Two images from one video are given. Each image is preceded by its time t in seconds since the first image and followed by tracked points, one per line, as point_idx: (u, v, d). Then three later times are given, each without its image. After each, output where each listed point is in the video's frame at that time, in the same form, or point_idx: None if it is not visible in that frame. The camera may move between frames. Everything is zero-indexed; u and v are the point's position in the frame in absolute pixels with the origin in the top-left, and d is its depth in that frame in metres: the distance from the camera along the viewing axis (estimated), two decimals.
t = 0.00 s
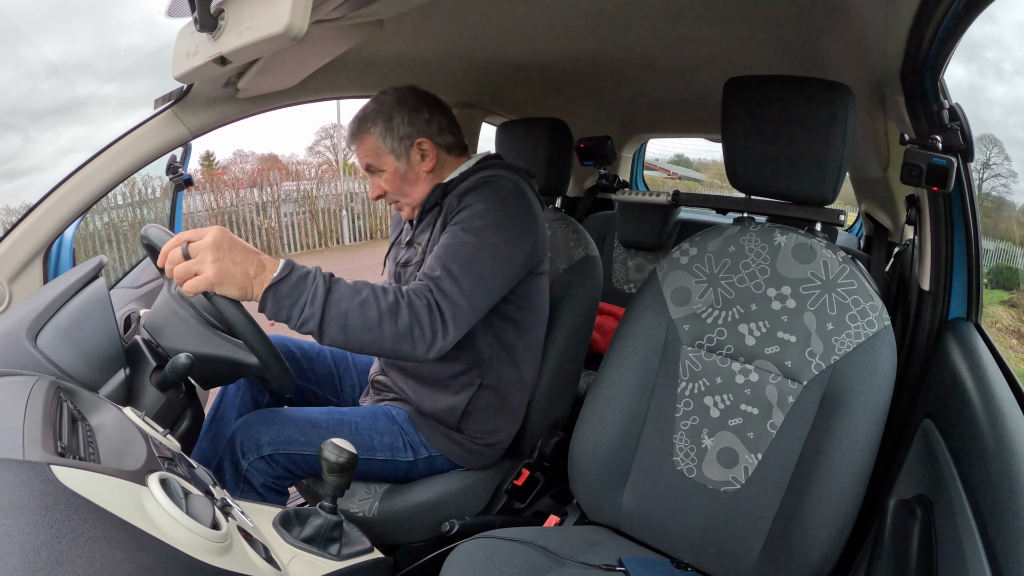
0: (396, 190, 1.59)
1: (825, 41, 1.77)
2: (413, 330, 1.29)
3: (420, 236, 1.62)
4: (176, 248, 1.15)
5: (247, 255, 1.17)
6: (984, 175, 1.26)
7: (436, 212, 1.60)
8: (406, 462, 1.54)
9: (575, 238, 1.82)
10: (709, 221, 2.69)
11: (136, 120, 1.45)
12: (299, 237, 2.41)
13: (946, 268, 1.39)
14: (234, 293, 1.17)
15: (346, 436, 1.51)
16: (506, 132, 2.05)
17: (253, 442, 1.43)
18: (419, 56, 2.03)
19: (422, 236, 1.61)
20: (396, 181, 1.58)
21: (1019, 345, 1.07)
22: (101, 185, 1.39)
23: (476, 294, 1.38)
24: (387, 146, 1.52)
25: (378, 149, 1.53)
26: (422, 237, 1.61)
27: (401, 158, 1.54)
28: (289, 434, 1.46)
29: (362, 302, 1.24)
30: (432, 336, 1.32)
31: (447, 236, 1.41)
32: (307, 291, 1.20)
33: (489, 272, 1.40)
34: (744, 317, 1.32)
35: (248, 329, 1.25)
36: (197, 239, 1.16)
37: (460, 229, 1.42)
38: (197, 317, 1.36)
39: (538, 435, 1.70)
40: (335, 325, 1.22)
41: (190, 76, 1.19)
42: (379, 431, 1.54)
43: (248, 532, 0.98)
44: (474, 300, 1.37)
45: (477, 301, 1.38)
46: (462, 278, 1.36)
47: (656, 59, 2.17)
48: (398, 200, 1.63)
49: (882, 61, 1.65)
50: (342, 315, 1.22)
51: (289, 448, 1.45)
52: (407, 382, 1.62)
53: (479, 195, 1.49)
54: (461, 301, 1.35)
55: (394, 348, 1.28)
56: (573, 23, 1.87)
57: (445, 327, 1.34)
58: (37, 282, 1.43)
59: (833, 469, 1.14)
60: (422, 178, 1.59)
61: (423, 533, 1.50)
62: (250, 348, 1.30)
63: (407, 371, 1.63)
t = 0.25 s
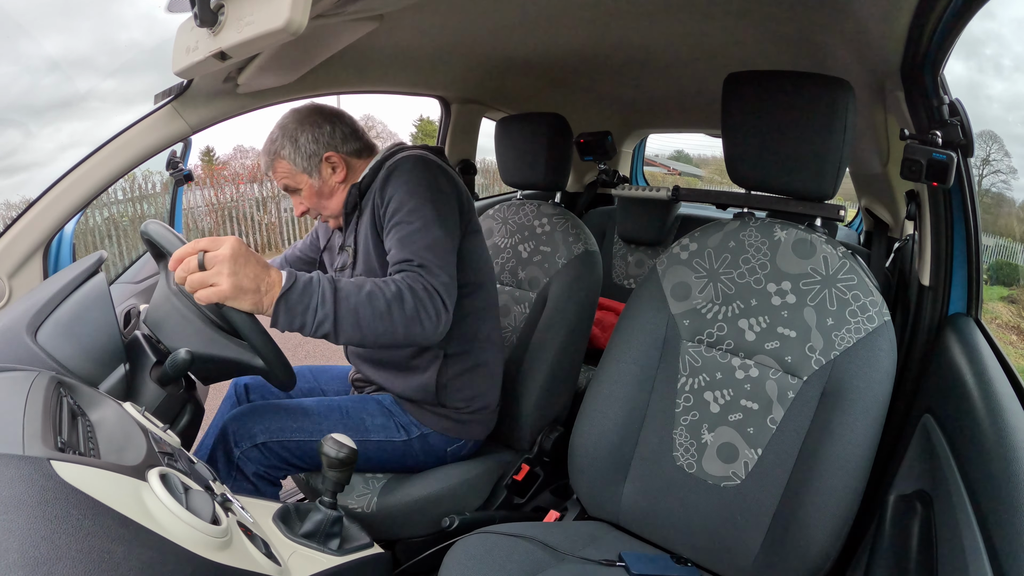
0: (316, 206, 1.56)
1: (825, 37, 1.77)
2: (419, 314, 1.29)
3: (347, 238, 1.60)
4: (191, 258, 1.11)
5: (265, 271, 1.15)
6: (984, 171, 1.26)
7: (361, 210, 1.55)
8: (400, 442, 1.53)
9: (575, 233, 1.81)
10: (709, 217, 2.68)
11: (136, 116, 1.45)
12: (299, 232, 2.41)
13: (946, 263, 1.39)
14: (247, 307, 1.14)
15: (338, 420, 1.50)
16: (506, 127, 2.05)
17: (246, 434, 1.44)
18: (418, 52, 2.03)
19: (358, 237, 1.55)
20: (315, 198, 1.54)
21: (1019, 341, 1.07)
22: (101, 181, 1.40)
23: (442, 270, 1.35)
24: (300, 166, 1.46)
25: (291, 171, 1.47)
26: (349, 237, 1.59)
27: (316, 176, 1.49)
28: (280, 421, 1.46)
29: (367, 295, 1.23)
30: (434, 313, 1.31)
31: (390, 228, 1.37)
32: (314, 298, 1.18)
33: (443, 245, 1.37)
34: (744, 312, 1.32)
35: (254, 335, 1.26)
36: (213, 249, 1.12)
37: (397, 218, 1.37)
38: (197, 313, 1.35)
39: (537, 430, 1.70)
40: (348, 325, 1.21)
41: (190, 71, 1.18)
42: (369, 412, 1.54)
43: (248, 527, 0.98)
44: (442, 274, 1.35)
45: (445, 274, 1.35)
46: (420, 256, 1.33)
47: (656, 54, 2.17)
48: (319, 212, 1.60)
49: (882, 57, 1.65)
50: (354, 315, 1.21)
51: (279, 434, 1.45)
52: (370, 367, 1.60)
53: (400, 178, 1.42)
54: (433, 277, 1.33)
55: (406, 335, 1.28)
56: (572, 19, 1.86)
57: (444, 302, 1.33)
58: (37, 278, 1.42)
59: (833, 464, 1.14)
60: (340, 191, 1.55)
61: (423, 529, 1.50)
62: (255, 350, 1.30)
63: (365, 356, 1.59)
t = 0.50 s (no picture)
0: (301, 207, 1.55)
1: (825, 33, 1.76)
2: (413, 276, 1.33)
3: (334, 233, 1.65)
4: (187, 249, 1.10)
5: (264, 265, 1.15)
6: (984, 166, 1.26)
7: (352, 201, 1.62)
8: (438, 410, 1.58)
9: (574, 229, 1.81)
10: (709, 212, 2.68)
11: (136, 110, 1.45)
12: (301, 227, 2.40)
13: (946, 258, 1.40)
14: (245, 297, 1.13)
15: (377, 407, 1.54)
16: (506, 123, 2.04)
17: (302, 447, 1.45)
18: (417, 48, 2.02)
19: (353, 227, 1.61)
20: (299, 199, 1.52)
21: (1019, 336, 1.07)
22: (101, 176, 1.39)
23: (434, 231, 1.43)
24: (286, 166, 1.44)
25: (274, 172, 1.45)
26: (338, 232, 1.64)
27: (302, 176, 1.48)
28: (326, 424, 1.48)
29: (366, 266, 1.26)
30: (428, 273, 1.36)
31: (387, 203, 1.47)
32: (317, 277, 1.19)
33: (434, 209, 1.46)
34: (744, 308, 1.32)
35: (253, 329, 1.24)
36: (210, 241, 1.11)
37: (393, 192, 1.48)
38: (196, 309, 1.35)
39: (537, 425, 1.70)
40: (351, 298, 1.23)
41: (190, 67, 1.18)
42: (402, 394, 1.58)
43: (248, 523, 0.98)
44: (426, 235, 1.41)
45: (436, 234, 1.43)
46: (414, 217, 1.42)
47: (657, 50, 2.17)
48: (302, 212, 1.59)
49: (882, 53, 1.64)
50: (353, 285, 1.23)
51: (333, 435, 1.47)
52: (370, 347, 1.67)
53: (397, 159, 1.54)
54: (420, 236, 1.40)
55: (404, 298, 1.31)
56: (572, 14, 1.85)
57: (435, 264, 1.38)
58: (37, 273, 1.42)
59: (833, 459, 1.14)
60: (323, 189, 1.55)
61: (423, 524, 1.50)
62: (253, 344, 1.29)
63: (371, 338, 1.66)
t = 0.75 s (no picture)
0: (333, 185, 1.59)
1: (825, 29, 1.76)
2: (414, 277, 1.33)
3: (364, 224, 1.69)
4: (190, 240, 1.05)
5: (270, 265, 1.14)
6: (984, 162, 1.26)
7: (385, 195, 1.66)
8: (457, 418, 1.60)
9: (575, 224, 1.81)
10: (709, 207, 2.68)
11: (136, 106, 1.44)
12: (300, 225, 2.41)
13: (946, 254, 1.39)
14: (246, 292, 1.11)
15: (405, 417, 1.53)
16: (506, 118, 2.04)
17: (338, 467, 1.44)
18: (417, 43, 2.01)
19: (382, 220, 1.65)
20: (333, 175, 1.57)
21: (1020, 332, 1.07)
22: (101, 172, 1.39)
23: (451, 236, 1.46)
24: (329, 138, 1.51)
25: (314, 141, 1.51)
26: (366, 223, 1.68)
27: (341, 150, 1.55)
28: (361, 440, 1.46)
29: (370, 266, 1.26)
30: (432, 273, 1.37)
31: (417, 197, 1.51)
32: (320, 277, 1.19)
33: (457, 214, 1.50)
34: (744, 303, 1.32)
35: (253, 324, 1.23)
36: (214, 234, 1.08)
37: (426, 189, 1.52)
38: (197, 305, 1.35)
39: (537, 421, 1.70)
40: (354, 298, 1.22)
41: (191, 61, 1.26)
42: (426, 402, 1.57)
43: (248, 518, 0.98)
44: (442, 240, 1.44)
45: (453, 241, 1.46)
46: (438, 220, 1.46)
47: (656, 46, 2.16)
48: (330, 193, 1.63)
49: (881, 49, 1.64)
50: (355, 286, 1.23)
51: (369, 451, 1.46)
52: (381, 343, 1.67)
53: (437, 159, 1.58)
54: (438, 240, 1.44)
55: (406, 299, 1.31)
56: (572, 10, 1.85)
57: (439, 265, 1.40)
58: (37, 268, 1.43)
59: (833, 455, 1.14)
60: (357, 170, 1.60)
61: (423, 519, 1.50)
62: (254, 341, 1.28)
63: (386, 337, 1.66)
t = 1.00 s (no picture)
0: (393, 150, 1.59)
1: (824, 25, 1.76)
2: (427, 298, 1.32)
3: (406, 222, 1.67)
4: (203, 232, 1.07)
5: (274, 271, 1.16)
6: (984, 157, 1.25)
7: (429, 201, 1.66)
8: (468, 424, 1.61)
9: (575, 220, 1.82)
10: (709, 203, 2.68)
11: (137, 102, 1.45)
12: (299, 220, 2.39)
13: (946, 249, 1.39)
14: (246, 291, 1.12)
15: (428, 417, 1.54)
16: (506, 114, 2.04)
17: (365, 459, 1.44)
18: (416, 39, 2.01)
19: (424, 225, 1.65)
20: (396, 140, 1.58)
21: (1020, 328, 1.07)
22: (102, 167, 1.41)
23: (479, 259, 1.47)
24: (406, 105, 1.56)
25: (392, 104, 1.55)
26: (409, 222, 1.67)
27: (412, 117, 1.58)
28: (387, 436, 1.47)
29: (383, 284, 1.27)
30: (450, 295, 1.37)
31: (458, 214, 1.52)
32: (330, 293, 1.20)
33: (495, 239, 1.51)
34: (744, 299, 1.32)
35: (254, 320, 1.22)
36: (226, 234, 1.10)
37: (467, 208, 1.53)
38: (196, 299, 1.34)
39: (537, 417, 1.70)
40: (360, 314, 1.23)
41: (191, 56, 1.33)
42: (446, 405, 1.58)
43: (248, 514, 0.98)
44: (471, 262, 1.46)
45: (486, 265, 1.47)
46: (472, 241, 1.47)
47: (658, 42, 2.16)
48: (386, 161, 1.61)
49: (881, 45, 1.64)
50: (363, 304, 1.23)
51: (394, 449, 1.47)
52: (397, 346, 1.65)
53: (487, 180, 1.59)
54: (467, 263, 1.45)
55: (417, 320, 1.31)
56: (571, 6, 1.85)
57: (458, 288, 1.39)
58: (37, 263, 1.45)
59: (833, 451, 1.14)
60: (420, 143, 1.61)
61: (422, 515, 1.51)
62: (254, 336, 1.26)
63: (404, 339, 1.64)
